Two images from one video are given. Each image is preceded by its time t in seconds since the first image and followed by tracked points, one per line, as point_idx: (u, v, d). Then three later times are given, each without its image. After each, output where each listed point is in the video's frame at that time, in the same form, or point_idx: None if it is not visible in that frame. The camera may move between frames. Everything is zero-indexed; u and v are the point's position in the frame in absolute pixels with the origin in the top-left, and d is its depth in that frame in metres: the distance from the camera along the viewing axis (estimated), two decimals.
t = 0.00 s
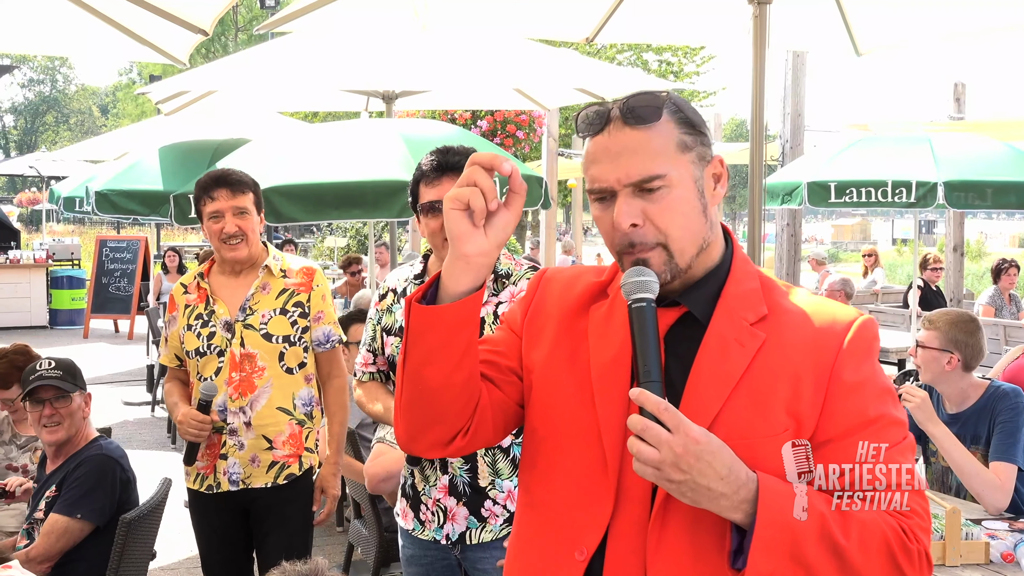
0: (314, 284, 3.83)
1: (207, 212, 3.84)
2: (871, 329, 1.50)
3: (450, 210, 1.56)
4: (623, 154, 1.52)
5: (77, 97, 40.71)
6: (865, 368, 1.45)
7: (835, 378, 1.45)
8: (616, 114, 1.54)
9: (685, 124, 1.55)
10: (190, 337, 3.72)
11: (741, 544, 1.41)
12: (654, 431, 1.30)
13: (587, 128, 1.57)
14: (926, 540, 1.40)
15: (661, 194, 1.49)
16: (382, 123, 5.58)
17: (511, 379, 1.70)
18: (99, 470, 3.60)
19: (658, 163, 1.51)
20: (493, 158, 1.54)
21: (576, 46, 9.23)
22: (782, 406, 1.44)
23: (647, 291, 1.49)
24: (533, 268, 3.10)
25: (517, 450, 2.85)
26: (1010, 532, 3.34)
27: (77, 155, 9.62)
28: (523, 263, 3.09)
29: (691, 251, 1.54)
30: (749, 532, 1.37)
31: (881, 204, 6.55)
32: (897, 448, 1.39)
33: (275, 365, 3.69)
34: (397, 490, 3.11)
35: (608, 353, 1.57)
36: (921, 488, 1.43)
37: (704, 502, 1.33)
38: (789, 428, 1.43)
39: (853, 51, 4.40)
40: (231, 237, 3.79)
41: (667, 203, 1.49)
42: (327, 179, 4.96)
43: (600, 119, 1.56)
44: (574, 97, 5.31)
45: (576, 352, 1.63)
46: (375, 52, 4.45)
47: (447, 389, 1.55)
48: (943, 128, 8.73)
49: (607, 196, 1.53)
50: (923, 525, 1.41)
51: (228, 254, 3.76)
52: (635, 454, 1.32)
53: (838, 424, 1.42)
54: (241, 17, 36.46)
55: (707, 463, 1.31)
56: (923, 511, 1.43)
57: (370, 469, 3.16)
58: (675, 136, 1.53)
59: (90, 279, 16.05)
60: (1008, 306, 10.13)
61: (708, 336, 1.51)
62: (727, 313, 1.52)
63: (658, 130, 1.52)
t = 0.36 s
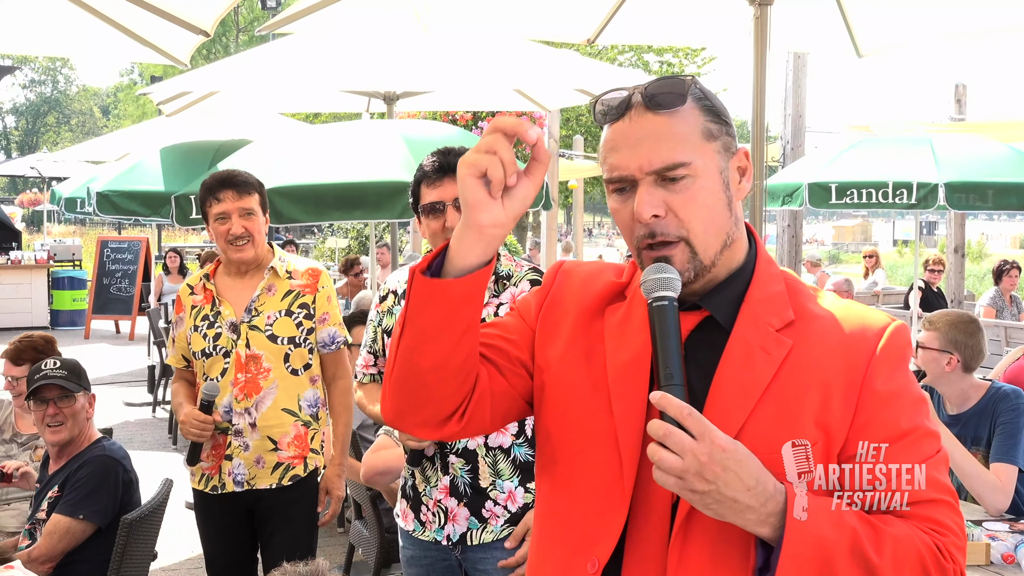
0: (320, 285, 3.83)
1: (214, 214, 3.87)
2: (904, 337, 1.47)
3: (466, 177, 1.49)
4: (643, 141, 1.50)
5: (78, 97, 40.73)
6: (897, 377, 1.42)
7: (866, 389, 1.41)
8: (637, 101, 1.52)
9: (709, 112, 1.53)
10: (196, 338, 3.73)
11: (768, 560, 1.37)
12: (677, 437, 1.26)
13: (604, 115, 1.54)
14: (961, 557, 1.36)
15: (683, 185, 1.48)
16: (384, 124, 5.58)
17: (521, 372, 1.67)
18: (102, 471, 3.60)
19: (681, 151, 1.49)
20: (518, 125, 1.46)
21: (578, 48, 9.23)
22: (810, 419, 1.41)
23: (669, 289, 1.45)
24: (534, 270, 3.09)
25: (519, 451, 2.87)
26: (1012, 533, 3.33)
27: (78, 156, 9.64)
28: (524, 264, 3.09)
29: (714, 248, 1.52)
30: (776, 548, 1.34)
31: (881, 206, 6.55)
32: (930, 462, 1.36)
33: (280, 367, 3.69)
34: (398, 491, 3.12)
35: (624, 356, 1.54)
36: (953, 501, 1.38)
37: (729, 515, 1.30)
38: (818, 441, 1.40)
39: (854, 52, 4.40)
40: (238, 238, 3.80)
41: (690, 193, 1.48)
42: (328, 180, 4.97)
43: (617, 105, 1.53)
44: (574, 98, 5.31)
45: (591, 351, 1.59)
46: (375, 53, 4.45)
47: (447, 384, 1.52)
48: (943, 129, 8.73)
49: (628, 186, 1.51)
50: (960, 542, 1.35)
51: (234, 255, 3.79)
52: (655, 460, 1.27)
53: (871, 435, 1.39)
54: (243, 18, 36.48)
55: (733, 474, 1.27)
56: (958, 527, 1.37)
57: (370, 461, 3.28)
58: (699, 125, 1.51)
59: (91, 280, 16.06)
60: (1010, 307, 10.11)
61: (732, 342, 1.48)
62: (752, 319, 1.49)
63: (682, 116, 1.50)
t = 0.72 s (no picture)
0: (329, 287, 3.85)
1: (225, 216, 3.87)
2: (918, 334, 1.43)
3: (467, 172, 1.29)
4: (653, 127, 1.50)
5: (78, 99, 40.75)
6: (914, 374, 1.37)
7: (883, 386, 1.37)
8: (646, 91, 1.52)
9: (718, 104, 1.54)
10: (207, 339, 3.72)
11: (785, 552, 1.31)
12: (701, 417, 1.18)
13: (614, 107, 1.55)
14: (978, 558, 1.30)
15: (695, 167, 1.47)
16: (383, 126, 5.59)
17: (537, 391, 1.54)
18: (99, 474, 3.60)
19: (694, 134, 1.48)
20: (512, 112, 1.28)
21: (577, 50, 9.26)
22: (829, 418, 1.36)
23: (681, 270, 1.40)
24: (533, 273, 3.10)
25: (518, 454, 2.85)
26: (1010, 536, 3.33)
27: (77, 158, 9.65)
28: (523, 267, 3.10)
29: (727, 238, 1.49)
30: (795, 540, 1.28)
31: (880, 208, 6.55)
32: (945, 461, 1.31)
33: (291, 368, 3.70)
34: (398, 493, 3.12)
35: (641, 363, 1.45)
36: (968, 500, 1.32)
37: (749, 501, 1.24)
38: (837, 442, 1.35)
39: (853, 54, 4.40)
40: (249, 240, 3.79)
41: (702, 176, 1.47)
42: (326, 183, 4.98)
43: (627, 98, 1.53)
44: (573, 100, 5.31)
45: (607, 360, 1.50)
46: (374, 54, 4.46)
47: (466, 423, 1.35)
48: (942, 131, 8.74)
49: (640, 171, 1.50)
50: (976, 540, 1.30)
51: (245, 257, 3.77)
52: (676, 442, 1.19)
53: (891, 428, 1.34)
54: (242, 21, 36.50)
55: (756, 458, 1.21)
56: (975, 525, 1.31)
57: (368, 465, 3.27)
58: (710, 112, 1.52)
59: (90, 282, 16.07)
60: (1009, 310, 10.11)
61: (746, 344, 1.44)
62: (765, 320, 1.45)
63: (692, 102, 1.51)
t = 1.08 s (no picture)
0: (340, 291, 3.85)
1: (235, 222, 3.86)
2: (916, 337, 1.43)
3: (420, 281, 1.12)
4: (651, 128, 1.51)
5: (76, 103, 40.75)
6: (912, 378, 1.38)
7: (882, 391, 1.37)
8: (644, 94, 1.53)
9: (716, 109, 1.55)
10: (217, 343, 3.75)
11: (785, 555, 1.32)
12: (701, 419, 1.18)
13: (614, 111, 1.56)
14: (976, 560, 1.30)
15: (693, 167, 1.48)
16: (380, 131, 5.59)
17: (554, 417, 1.52)
18: (96, 479, 3.60)
19: (691, 134, 1.49)
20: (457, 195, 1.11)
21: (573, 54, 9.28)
22: (831, 422, 1.36)
23: (683, 273, 1.40)
24: (531, 277, 3.10)
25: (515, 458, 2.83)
26: (1006, 539, 3.33)
27: (74, 163, 9.66)
28: (521, 270, 3.10)
29: (723, 240, 1.49)
30: (795, 543, 1.28)
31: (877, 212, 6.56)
32: (943, 464, 1.32)
33: (301, 373, 3.71)
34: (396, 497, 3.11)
35: (648, 377, 1.45)
36: (966, 504, 1.33)
37: (750, 503, 1.24)
38: (838, 447, 1.35)
39: (849, 59, 4.42)
40: (260, 247, 3.79)
41: (699, 174, 1.47)
42: (322, 187, 4.97)
43: (626, 101, 1.54)
44: (570, 105, 5.33)
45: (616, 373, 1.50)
46: (371, 59, 4.47)
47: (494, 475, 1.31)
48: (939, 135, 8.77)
49: (637, 170, 1.50)
50: (974, 543, 1.30)
51: (257, 263, 3.77)
52: (677, 443, 1.19)
53: (891, 430, 1.35)
54: (240, 24, 36.54)
55: (756, 459, 1.21)
56: (973, 529, 1.32)
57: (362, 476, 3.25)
58: (707, 115, 1.53)
59: (87, 286, 16.05)
60: (1005, 313, 10.12)
61: (746, 349, 1.43)
62: (765, 325, 1.44)
63: (690, 106, 1.52)
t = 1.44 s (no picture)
0: (352, 293, 3.84)
1: (247, 223, 3.89)
2: (916, 339, 1.43)
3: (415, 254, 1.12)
4: (655, 130, 1.51)
5: (75, 105, 40.75)
6: (913, 379, 1.38)
7: (881, 393, 1.37)
8: (647, 96, 1.53)
9: (717, 111, 1.55)
10: (229, 345, 3.76)
11: (784, 552, 1.32)
12: (702, 415, 1.19)
13: (616, 113, 1.56)
14: (976, 560, 1.29)
15: (696, 169, 1.48)
16: (379, 133, 5.59)
17: (547, 408, 1.52)
18: (95, 480, 3.59)
19: (693, 136, 1.49)
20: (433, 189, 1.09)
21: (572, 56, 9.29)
22: (831, 423, 1.36)
23: (684, 269, 1.39)
24: (532, 276, 3.10)
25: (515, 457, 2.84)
26: (1005, 540, 3.33)
27: (73, 165, 9.66)
28: (522, 270, 3.10)
29: (726, 239, 1.49)
30: (795, 539, 1.28)
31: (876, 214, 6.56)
32: (944, 464, 1.32)
33: (313, 375, 3.71)
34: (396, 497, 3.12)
35: (650, 375, 1.45)
36: (965, 504, 1.32)
37: (750, 499, 1.24)
38: (838, 448, 1.35)
39: (848, 60, 4.43)
40: (272, 248, 3.83)
41: (703, 176, 1.47)
42: (321, 189, 4.96)
43: (629, 103, 1.54)
44: (569, 107, 5.33)
45: (618, 372, 1.50)
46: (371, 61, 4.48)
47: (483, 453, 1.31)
48: (937, 137, 8.79)
49: (640, 172, 1.50)
50: (974, 543, 1.29)
51: (269, 264, 3.80)
52: (678, 439, 1.20)
53: (891, 430, 1.35)
54: (240, 27, 36.56)
55: (757, 456, 1.21)
56: (972, 528, 1.31)
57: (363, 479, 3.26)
58: (709, 118, 1.53)
59: (86, 288, 16.04)
60: (1004, 315, 10.12)
61: (748, 351, 1.44)
62: (766, 327, 1.44)
63: (691, 108, 1.52)
